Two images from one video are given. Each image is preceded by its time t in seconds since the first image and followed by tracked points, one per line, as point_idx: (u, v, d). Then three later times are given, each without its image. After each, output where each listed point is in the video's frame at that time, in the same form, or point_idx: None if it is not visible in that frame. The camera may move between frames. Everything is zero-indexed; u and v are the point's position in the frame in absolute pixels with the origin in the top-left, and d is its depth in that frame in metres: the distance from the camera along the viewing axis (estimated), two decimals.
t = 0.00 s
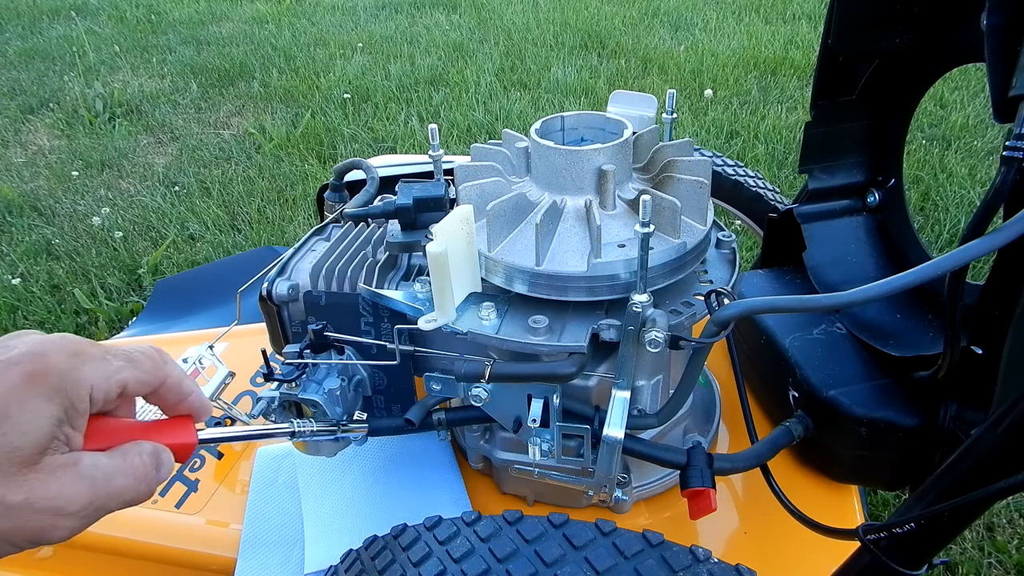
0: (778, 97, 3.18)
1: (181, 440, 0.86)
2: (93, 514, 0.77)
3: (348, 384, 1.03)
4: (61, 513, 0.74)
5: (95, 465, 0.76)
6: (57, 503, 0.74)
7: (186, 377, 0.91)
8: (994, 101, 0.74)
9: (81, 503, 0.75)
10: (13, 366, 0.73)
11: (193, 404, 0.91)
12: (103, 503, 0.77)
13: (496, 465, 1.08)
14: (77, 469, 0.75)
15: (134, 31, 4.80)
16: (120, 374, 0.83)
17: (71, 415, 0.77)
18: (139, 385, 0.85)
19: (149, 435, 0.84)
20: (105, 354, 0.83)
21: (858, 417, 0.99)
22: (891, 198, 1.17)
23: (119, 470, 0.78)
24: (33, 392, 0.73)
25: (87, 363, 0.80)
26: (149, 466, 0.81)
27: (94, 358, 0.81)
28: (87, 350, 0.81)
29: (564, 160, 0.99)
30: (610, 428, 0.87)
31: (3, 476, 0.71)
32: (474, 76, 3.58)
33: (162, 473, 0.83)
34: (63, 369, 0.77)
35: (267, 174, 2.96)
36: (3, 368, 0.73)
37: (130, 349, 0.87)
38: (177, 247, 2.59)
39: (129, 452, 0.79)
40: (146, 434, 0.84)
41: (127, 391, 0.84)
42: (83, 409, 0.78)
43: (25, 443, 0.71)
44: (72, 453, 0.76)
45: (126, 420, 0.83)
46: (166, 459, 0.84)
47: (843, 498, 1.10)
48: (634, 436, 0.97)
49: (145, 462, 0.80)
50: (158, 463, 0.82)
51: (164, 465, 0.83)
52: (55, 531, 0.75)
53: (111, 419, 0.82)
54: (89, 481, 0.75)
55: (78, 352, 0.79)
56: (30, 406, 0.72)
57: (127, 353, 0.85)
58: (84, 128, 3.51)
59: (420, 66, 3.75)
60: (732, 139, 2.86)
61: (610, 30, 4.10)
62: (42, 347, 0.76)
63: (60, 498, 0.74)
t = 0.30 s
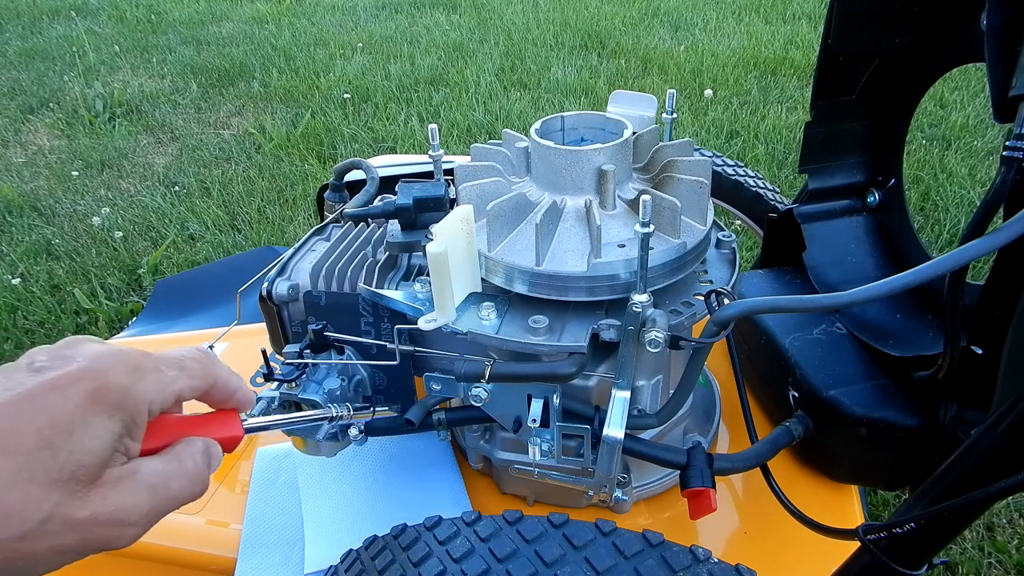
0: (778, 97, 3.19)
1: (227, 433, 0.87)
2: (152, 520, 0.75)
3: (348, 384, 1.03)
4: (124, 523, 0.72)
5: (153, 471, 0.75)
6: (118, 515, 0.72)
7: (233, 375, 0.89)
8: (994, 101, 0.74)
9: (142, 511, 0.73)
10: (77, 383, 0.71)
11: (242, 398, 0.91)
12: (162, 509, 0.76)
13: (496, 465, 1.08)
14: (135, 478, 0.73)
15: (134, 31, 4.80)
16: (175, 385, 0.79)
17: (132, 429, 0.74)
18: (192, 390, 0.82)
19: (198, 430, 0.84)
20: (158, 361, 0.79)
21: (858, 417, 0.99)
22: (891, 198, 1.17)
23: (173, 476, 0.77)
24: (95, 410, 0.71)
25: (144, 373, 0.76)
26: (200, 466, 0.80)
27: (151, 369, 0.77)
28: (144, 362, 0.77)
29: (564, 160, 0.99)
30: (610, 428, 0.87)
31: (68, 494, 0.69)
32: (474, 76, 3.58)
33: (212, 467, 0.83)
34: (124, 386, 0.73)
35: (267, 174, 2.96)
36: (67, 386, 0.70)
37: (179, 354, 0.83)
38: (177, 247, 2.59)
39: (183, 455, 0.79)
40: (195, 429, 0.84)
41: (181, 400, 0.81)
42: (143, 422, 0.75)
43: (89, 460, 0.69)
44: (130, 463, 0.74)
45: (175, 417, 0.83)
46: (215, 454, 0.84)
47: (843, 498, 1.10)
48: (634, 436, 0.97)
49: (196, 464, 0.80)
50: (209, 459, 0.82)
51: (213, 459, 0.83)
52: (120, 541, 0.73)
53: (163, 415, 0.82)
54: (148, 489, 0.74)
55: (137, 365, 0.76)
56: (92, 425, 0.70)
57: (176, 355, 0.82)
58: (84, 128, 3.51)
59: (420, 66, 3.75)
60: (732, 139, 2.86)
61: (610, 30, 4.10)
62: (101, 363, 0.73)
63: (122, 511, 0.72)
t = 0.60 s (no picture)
0: (778, 97, 3.19)
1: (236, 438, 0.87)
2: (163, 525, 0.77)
3: (348, 384, 1.03)
4: (137, 527, 0.74)
5: (164, 477, 0.76)
6: (130, 520, 0.73)
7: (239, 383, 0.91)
8: (994, 101, 0.75)
9: (154, 516, 0.75)
10: (93, 391, 0.72)
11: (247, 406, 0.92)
12: (173, 513, 0.77)
13: (496, 465, 1.08)
14: (147, 483, 0.75)
15: (134, 31, 4.80)
16: (185, 393, 0.81)
17: (144, 436, 0.76)
18: (201, 398, 0.83)
19: (206, 436, 0.85)
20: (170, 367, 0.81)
21: (858, 417, 0.99)
22: (891, 198, 1.17)
23: (183, 480, 0.78)
24: (109, 416, 0.72)
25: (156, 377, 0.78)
26: (209, 471, 0.82)
27: (162, 378, 0.79)
28: (156, 370, 0.78)
29: (564, 160, 0.99)
30: (610, 428, 0.87)
31: (84, 498, 0.70)
32: (474, 76, 3.58)
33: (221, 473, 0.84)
34: (137, 394, 0.75)
35: (267, 174, 2.96)
36: (82, 393, 0.72)
37: (190, 363, 0.84)
38: (177, 246, 2.59)
39: (191, 461, 0.80)
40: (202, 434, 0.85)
41: (191, 407, 0.82)
42: (155, 429, 0.77)
43: (105, 466, 0.71)
44: (142, 469, 0.76)
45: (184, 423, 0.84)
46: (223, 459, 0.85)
47: (843, 498, 1.10)
48: (634, 436, 0.97)
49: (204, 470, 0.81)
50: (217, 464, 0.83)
51: (221, 465, 0.84)
52: (132, 545, 0.75)
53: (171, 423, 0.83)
54: (160, 494, 0.75)
55: (149, 374, 0.77)
56: (108, 430, 0.71)
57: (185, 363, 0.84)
58: (84, 128, 3.51)
59: (420, 66, 3.75)
60: (732, 139, 2.86)
61: (610, 30, 4.10)
62: (115, 370, 0.75)
63: (135, 515, 0.73)
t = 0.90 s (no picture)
0: (778, 97, 3.19)
1: (232, 446, 0.88)
2: (157, 532, 0.76)
3: (348, 384, 1.03)
4: (130, 534, 0.73)
5: (158, 483, 0.76)
6: (124, 526, 0.72)
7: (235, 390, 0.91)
8: (994, 101, 0.75)
9: (148, 523, 0.74)
10: (89, 397, 0.71)
11: (244, 414, 0.93)
12: (167, 520, 0.77)
13: (496, 465, 1.08)
14: (142, 489, 0.74)
15: (134, 31, 4.80)
16: (181, 400, 0.80)
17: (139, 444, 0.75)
18: (198, 405, 0.83)
19: (202, 444, 0.86)
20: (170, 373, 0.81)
21: (858, 417, 0.99)
22: (891, 198, 1.17)
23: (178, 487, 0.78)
24: (104, 422, 0.71)
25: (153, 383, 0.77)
26: (204, 478, 0.82)
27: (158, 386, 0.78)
28: (153, 376, 0.78)
29: (564, 160, 0.99)
30: (610, 429, 0.87)
31: (77, 505, 0.69)
32: (474, 76, 3.58)
33: (216, 480, 0.85)
34: (134, 400, 0.74)
35: (267, 174, 2.96)
36: (78, 399, 0.71)
37: (187, 370, 0.84)
38: (177, 247, 2.59)
39: (187, 467, 0.80)
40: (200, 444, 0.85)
41: (187, 414, 0.82)
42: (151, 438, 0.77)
43: (99, 472, 0.70)
44: (136, 476, 0.75)
45: (181, 431, 0.85)
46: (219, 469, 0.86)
47: (843, 499, 1.10)
48: (634, 436, 0.97)
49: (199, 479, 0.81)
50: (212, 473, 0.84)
51: (217, 473, 0.85)
52: (125, 552, 0.74)
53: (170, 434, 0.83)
54: (155, 500, 0.75)
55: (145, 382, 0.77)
56: (104, 436, 0.71)
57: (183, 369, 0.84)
58: (84, 128, 3.51)
59: (420, 66, 3.75)
60: (732, 139, 2.86)
61: (610, 30, 4.10)
62: (111, 375, 0.74)
63: (129, 522, 0.73)
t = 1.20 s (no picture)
0: (778, 97, 3.19)
1: None
2: None
3: (348, 384, 1.03)
4: None
5: None
6: None
7: None
8: (993, 101, 0.75)
9: None
10: None
11: None
12: None
13: (496, 465, 1.08)
14: None
15: (134, 31, 4.80)
16: None
17: None
18: None
19: None
20: None
21: (858, 417, 0.99)
22: (891, 198, 1.17)
23: None
24: None
25: None
26: None
27: None
28: None
29: (564, 160, 0.99)
30: (610, 428, 0.87)
31: None
32: (474, 76, 3.58)
33: None
34: None
35: (267, 174, 2.96)
36: None
37: None
38: (177, 246, 2.59)
39: None
40: None
41: None
42: None
43: None
44: None
45: None
46: None
47: (843, 498, 1.10)
48: (634, 436, 0.97)
49: None
50: None
51: None
52: None
53: None
54: None
55: None
56: None
57: None
58: (84, 128, 3.51)
59: (420, 66, 3.75)
60: (732, 139, 2.86)
61: (610, 30, 4.10)
62: None
63: None
